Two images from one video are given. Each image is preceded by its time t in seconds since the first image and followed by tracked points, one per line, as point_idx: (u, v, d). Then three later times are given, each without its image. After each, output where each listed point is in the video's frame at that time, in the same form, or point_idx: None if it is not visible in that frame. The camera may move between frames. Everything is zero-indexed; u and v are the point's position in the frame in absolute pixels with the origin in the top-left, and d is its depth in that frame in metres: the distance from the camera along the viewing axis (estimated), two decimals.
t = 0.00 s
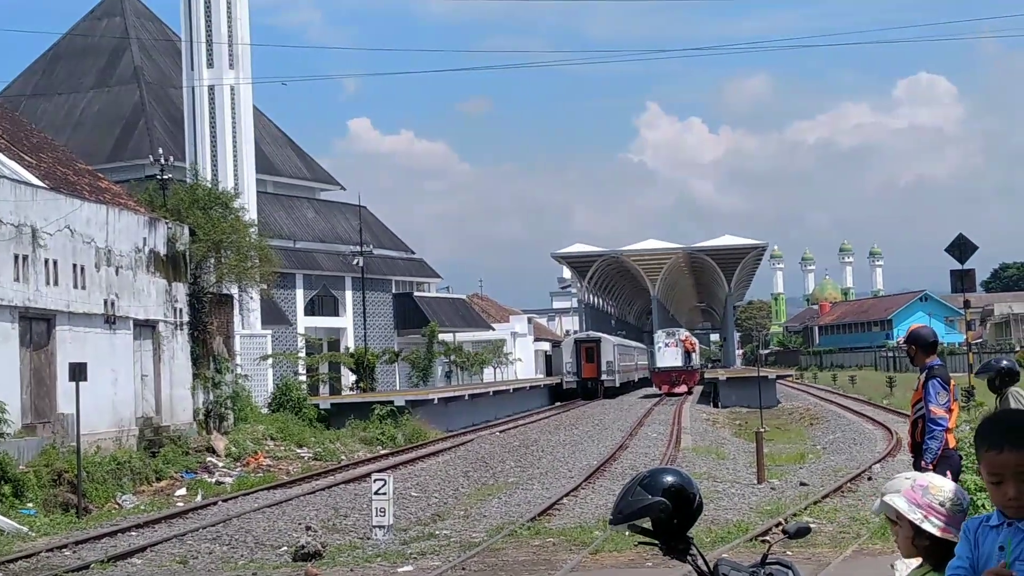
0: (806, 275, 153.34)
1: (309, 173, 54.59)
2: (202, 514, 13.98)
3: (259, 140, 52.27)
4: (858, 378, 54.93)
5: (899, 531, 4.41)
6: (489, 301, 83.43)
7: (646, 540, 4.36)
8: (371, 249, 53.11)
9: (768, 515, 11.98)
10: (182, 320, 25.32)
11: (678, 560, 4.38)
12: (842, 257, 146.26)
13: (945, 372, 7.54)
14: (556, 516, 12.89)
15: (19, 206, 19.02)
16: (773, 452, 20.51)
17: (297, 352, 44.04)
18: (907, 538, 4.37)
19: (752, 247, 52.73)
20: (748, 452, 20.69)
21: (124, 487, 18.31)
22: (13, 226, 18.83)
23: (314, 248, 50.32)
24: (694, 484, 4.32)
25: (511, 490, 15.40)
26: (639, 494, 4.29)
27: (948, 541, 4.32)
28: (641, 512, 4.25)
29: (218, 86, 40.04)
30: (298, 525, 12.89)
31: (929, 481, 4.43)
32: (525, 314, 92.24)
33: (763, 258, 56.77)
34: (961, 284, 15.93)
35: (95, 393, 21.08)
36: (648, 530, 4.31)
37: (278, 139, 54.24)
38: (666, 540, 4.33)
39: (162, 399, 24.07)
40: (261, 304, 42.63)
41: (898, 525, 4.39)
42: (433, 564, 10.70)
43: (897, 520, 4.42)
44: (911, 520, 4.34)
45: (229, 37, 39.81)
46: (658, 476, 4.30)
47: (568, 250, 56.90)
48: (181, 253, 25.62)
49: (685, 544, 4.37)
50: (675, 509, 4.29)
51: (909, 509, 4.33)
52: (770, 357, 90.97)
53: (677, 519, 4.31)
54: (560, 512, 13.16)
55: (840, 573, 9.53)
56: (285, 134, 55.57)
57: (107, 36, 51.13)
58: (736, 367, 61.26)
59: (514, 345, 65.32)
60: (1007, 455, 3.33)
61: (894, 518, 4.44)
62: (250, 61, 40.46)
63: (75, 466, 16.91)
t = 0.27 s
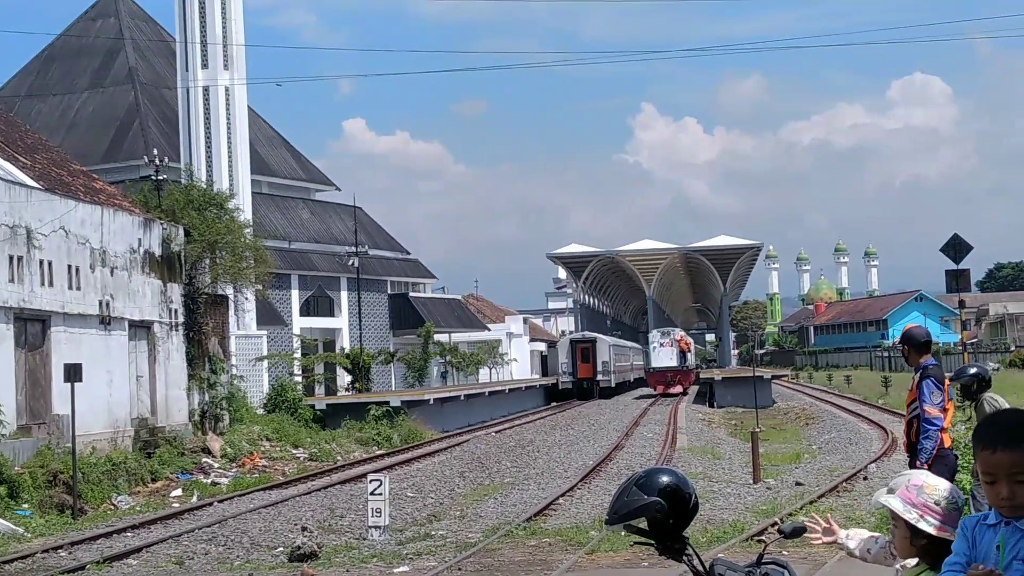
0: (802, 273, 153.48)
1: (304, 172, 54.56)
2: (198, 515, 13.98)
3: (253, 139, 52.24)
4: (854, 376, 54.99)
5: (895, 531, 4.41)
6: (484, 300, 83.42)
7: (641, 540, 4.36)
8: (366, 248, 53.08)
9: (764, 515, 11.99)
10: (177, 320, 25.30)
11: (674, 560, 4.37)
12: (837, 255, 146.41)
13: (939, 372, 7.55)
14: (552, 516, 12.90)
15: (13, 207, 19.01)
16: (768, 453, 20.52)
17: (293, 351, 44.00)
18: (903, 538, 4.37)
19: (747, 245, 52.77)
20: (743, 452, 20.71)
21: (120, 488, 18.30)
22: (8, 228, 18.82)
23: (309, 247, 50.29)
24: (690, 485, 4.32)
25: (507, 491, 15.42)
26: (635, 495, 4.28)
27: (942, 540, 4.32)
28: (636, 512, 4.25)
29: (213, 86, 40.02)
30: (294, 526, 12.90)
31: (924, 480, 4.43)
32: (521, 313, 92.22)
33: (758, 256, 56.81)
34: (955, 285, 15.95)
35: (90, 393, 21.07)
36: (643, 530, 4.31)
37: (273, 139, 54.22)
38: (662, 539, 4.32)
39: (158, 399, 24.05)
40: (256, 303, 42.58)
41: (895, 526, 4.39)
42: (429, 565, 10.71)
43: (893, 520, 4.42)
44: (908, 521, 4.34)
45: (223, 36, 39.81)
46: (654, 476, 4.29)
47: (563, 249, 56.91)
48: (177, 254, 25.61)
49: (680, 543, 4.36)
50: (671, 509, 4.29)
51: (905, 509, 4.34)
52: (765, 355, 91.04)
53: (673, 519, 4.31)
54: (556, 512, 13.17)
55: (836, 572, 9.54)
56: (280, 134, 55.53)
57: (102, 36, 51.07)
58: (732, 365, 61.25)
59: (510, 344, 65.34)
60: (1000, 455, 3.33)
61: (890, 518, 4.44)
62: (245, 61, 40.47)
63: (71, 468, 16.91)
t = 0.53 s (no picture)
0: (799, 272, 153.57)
1: (301, 170, 54.53)
2: (195, 512, 13.97)
3: (251, 137, 52.20)
4: (851, 374, 55.01)
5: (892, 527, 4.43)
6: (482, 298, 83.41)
7: (639, 537, 4.37)
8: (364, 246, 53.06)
9: (761, 512, 12.00)
10: (174, 318, 25.28)
11: (672, 557, 4.39)
12: (834, 254, 146.44)
13: (935, 369, 7.55)
14: (549, 513, 12.89)
15: (10, 204, 18.99)
16: (766, 450, 20.51)
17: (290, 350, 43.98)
18: (899, 534, 4.39)
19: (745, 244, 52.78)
20: (741, 449, 20.71)
21: (117, 485, 18.29)
22: (5, 224, 18.79)
23: (306, 245, 50.26)
24: (687, 482, 4.33)
25: (505, 488, 15.42)
26: (631, 492, 4.29)
27: (939, 537, 4.32)
28: (633, 509, 4.26)
29: (210, 83, 39.98)
30: (291, 523, 12.88)
31: (923, 476, 4.42)
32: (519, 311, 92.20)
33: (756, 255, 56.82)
34: (953, 282, 15.94)
35: (87, 391, 21.05)
36: (640, 527, 4.32)
37: (270, 137, 54.18)
38: (659, 537, 4.33)
39: (155, 397, 24.04)
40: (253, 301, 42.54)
41: (891, 523, 4.41)
42: (427, 562, 10.71)
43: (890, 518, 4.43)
44: (903, 518, 4.36)
45: (221, 34, 39.78)
46: (651, 473, 4.30)
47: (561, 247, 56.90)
48: (174, 251, 25.58)
49: (677, 540, 4.38)
50: (668, 506, 4.31)
51: (901, 506, 4.35)
52: (763, 354, 91.09)
53: (670, 516, 4.33)
54: (553, 509, 13.17)
55: (832, 570, 9.55)
56: (278, 132, 55.48)
57: (99, 34, 51.00)
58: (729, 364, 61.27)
59: (508, 343, 65.32)
60: (980, 465, 3.35)
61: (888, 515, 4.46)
62: (242, 58, 40.45)
63: (68, 465, 16.89)
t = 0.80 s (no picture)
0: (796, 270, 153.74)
1: (298, 168, 54.49)
2: (191, 511, 13.96)
3: (248, 135, 52.16)
4: (848, 372, 55.07)
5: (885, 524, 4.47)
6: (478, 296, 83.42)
7: (636, 536, 4.38)
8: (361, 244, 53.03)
9: (758, 510, 12.01)
10: (171, 316, 25.26)
11: (668, 556, 4.40)
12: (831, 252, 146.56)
13: (930, 367, 7.54)
14: (546, 512, 12.89)
15: (7, 202, 18.96)
16: (763, 448, 20.53)
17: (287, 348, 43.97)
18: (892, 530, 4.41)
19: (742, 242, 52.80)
20: (737, 448, 20.73)
21: (114, 483, 18.28)
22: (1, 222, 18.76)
23: (303, 243, 50.23)
24: (684, 481, 4.32)
25: (501, 486, 15.42)
26: (628, 491, 4.29)
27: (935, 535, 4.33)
28: (632, 508, 4.26)
29: (206, 81, 39.93)
30: (288, 522, 12.87)
31: (924, 477, 4.44)
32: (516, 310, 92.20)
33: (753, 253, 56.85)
34: (949, 280, 15.95)
35: (84, 390, 21.03)
36: (637, 526, 4.32)
37: (267, 135, 54.15)
38: (656, 536, 4.34)
39: (152, 395, 24.02)
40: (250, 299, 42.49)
41: (887, 519, 4.44)
42: (424, 561, 10.71)
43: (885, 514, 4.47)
44: (901, 515, 4.38)
45: (217, 32, 39.75)
46: (648, 472, 4.30)
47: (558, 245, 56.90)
48: (170, 249, 25.56)
49: (674, 539, 4.39)
50: (665, 505, 4.31)
51: (900, 503, 4.36)
52: (760, 352, 91.16)
53: (667, 515, 4.33)
54: (550, 508, 13.17)
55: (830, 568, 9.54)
56: (275, 130, 55.44)
57: (96, 31, 50.95)
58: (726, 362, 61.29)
59: (505, 341, 65.33)
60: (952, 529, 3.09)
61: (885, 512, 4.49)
62: (238, 56, 40.47)
63: (64, 464, 16.89)
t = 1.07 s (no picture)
0: (800, 269, 153.62)
1: (302, 168, 54.52)
2: (196, 510, 13.97)
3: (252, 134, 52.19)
4: (853, 372, 55.03)
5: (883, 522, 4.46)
6: (482, 296, 83.41)
7: (641, 535, 4.39)
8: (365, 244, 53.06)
9: (763, 510, 12.00)
10: (176, 316, 25.28)
11: (672, 555, 4.40)
12: (835, 251, 146.47)
13: (934, 367, 7.53)
14: (551, 511, 12.90)
15: (12, 202, 18.99)
16: (768, 448, 20.52)
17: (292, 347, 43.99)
18: (892, 529, 4.40)
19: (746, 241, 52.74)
20: (742, 448, 20.72)
21: (119, 483, 18.31)
22: (6, 222, 18.79)
23: (307, 243, 50.23)
24: (688, 481, 4.32)
25: (506, 486, 15.43)
26: (633, 490, 4.29)
27: (935, 536, 4.32)
28: (636, 507, 4.26)
29: (211, 81, 39.97)
30: (293, 522, 12.88)
31: (929, 477, 4.41)
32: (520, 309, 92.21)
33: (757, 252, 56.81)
34: (954, 280, 15.93)
35: (89, 390, 21.06)
36: (642, 526, 4.33)
37: (272, 135, 54.19)
38: (660, 534, 4.35)
39: (156, 395, 24.05)
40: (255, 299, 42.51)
41: (888, 517, 4.42)
42: (429, 561, 10.71)
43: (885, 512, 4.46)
44: (902, 514, 4.36)
45: (222, 32, 39.79)
46: (652, 472, 4.30)
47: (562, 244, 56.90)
48: (175, 249, 25.58)
49: (679, 538, 4.39)
50: (670, 504, 4.31)
51: (902, 503, 4.34)
52: (764, 351, 91.11)
53: (672, 514, 4.33)
54: (555, 507, 13.17)
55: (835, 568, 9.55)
56: (279, 129, 55.48)
57: (101, 31, 51.01)
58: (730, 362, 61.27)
59: (510, 340, 65.32)
60: None
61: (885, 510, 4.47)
62: (243, 56, 40.56)
63: (70, 463, 16.92)
